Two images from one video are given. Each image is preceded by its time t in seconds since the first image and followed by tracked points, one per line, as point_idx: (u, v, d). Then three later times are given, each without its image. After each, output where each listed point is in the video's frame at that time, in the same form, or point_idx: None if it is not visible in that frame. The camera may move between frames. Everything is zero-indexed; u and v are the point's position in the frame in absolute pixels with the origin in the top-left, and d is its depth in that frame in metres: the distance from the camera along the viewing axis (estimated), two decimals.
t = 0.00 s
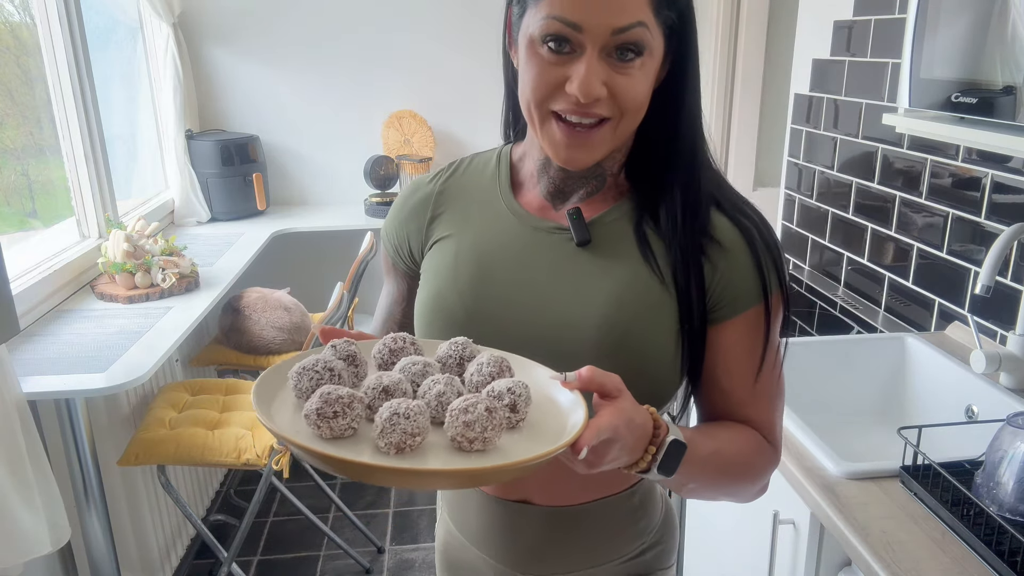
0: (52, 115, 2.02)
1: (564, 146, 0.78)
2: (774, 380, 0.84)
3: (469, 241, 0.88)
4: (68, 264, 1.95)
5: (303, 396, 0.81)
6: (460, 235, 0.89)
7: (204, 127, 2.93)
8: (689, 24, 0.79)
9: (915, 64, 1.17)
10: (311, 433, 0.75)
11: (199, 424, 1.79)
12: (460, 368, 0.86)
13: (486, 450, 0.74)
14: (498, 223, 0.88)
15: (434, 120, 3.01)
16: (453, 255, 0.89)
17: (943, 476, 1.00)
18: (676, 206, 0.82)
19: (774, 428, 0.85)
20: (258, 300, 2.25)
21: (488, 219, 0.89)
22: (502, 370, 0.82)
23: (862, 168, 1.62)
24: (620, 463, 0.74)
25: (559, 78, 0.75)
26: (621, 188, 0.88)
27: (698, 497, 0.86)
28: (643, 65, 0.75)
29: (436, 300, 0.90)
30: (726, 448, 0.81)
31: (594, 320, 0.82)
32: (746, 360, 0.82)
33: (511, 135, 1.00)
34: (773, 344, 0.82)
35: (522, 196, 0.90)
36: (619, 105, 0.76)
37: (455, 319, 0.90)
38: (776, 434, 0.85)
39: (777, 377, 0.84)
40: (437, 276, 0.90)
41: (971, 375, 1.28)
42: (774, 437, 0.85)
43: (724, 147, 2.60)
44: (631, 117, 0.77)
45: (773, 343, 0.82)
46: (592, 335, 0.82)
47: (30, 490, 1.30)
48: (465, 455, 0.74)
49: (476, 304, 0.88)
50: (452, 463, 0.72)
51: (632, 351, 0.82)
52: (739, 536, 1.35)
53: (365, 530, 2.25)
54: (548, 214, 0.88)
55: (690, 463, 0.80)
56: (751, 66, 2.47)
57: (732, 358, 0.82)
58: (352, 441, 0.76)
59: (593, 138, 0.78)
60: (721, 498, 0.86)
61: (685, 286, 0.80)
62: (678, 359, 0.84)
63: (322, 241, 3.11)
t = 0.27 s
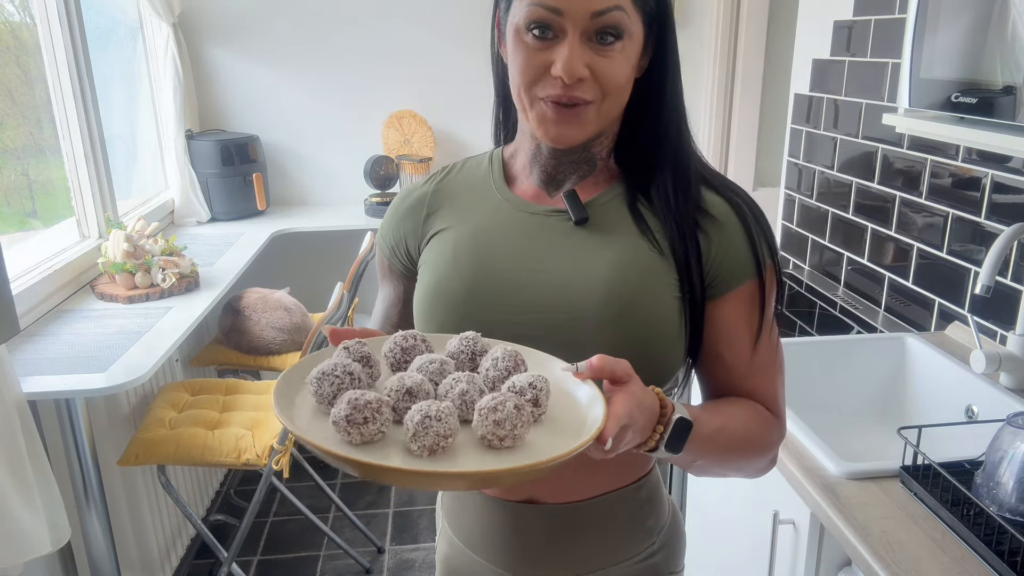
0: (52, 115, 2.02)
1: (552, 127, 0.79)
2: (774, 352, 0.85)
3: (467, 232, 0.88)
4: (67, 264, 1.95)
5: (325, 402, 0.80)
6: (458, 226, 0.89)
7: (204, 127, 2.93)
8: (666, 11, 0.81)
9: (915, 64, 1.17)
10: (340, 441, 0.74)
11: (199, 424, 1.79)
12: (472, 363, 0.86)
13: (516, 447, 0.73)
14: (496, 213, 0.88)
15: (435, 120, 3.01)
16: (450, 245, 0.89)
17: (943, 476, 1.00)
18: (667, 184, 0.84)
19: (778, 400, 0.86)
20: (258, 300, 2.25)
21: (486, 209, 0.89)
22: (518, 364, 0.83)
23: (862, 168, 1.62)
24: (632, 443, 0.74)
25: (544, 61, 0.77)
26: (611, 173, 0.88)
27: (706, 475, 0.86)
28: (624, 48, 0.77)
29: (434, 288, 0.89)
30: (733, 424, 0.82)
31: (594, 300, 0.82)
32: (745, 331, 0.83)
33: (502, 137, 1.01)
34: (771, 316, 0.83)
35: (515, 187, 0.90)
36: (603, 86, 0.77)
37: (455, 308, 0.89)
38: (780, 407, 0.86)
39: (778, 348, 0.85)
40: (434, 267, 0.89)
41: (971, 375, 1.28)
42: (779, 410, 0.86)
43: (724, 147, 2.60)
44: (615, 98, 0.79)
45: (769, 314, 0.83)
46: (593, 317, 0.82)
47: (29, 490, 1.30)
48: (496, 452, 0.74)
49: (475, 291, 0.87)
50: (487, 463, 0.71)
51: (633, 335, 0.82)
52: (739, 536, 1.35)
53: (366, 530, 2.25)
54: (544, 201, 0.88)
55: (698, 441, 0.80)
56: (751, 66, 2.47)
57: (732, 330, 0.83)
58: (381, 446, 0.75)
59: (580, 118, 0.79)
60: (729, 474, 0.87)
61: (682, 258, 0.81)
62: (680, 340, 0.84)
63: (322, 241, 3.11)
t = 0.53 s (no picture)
0: (52, 115, 2.02)
1: (550, 123, 0.79)
2: (781, 351, 0.85)
3: (470, 234, 0.88)
4: (67, 264, 1.95)
5: (324, 426, 0.80)
6: (461, 229, 0.89)
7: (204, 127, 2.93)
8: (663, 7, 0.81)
9: (915, 64, 1.17)
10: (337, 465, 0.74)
11: (199, 424, 1.79)
12: (471, 377, 0.87)
13: (513, 466, 0.74)
14: (499, 216, 0.88)
15: (434, 120, 3.01)
16: (453, 247, 0.88)
17: (943, 476, 1.00)
18: (671, 181, 0.84)
19: (785, 401, 0.86)
20: (258, 301, 2.25)
21: (489, 212, 0.89)
22: (515, 379, 0.84)
23: (862, 168, 1.62)
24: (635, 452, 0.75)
25: (539, 56, 0.77)
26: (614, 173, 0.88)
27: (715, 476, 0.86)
28: (619, 41, 0.77)
29: (439, 288, 0.88)
30: (739, 426, 0.82)
31: (598, 299, 0.81)
32: (751, 331, 0.82)
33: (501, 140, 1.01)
34: (776, 314, 0.83)
35: (517, 189, 0.90)
36: (599, 79, 0.77)
37: (459, 310, 0.89)
38: (787, 407, 0.86)
39: (784, 347, 0.85)
40: (438, 269, 0.89)
41: (971, 375, 1.28)
42: (786, 410, 0.86)
43: (725, 146, 2.60)
44: (612, 93, 0.78)
45: (775, 313, 0.83)
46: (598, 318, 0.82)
47: (29, 490, 1.30)
48: (494, 473, 0.74)
49: (479, 293, 0.87)
50: (485, 484, 0.72)
51: (638, 336, 0.82)
52: (739, 536, 1.35)
53: (366, 530, 2.25)
54: (546, 202, 0.88)
55: (703, 445, 0.80)
56: (751, 66, 2.47)
57: (738, 330, 0.82)
58: (379, 469, 0.75)
59: (577, 113, 0.79)
60: (737, 475, 0.87)
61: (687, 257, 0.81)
62: (687, 338, 0.84)
63: (322, 241, 3.11)
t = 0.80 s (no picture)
0: (52, 115, 2.02)
1: (551, 120, 0.79)
2: (792, 353, 0.85)
3: (478, 240, 0.88)
4: (67, 264, 1.95)
5: (336, 443, 0.79)
6: (468, 235, 0.89)
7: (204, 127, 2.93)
8: None
9: (915, 64, 1.17)
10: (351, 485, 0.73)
11: (199, 424, 1.79)
12: (481, 386, 0.87)
13: (531, 482, 0.74)
14: (507, 220, 0.88)
15: (434, 120, 3.01)
16: (461, 252, 0.88)
17: (943, 476, 1.00)
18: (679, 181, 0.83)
19: (797, 403, 0.86)
20: (258, 301, 2.25)
21: (497, 217, 0.89)
22: (528, 389, 0.84)
23: (862, 168, 1.62)
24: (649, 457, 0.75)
25: (536, 54, 0.77)
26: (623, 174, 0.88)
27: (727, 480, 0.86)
28: (617, 35, 0.77)
29: (447, 293, 0.89)
30: (751, 429, 0.82)
31: (608, 303, 0.81)
32: (762, 333, 0.82)
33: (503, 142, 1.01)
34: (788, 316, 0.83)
35: (524, 193, 0.90)
36: (599, 75, 0.76)
37: (467, 314, 0.89)
38: (798, 410, 0.86)
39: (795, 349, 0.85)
40: (447, 274, 0.89)
41: (971, 375, 1.28)
42: (797, 413, 0.86)
43: (724, 146, 2.60)
44: (613, 88, 0.78)
45: (786, 314, 0.83)
46: (607, 321, 0.82)
47: (29, 490, 1.30)
48: (511, 489, 0.74)
49: (488, 296, 0.87)
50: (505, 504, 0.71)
51: (647, 339, 0.82)
52: (739, 536, 1.35)
53: (366, 530, 2.25)
54: (554, 205, 0.88)
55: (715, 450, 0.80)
56: (751, 66, 2.47)
57: (749, 332, 0.82)
58: (394, 488, 0.75)
59: (578, 109, 0.79)
60: (749, 479, 0.87)
61: (698, 259, 0.81)
62: (700, 337, 0.84)
63: (322, 241, 3.11)
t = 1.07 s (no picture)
0: (52, 115, 2.02)
1: (549, 123, 0.79)
2: (796, 358, 0.84)
3: (482, 241, 0.88)
4: (67, 264, 1.95)
5: (335, 451, 0.79)
6: (472, 236, 0.89)
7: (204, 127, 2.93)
8: None
9: (915, 64, 1.17)
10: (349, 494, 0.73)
11: (199, 424, 1.79)
12: (481, 392, 0.88)
13: (528, 492, 0.73)
14: (511, 222, 0.88)
15: (434, 120, 3.01)
16: (465, 254, 0.89)
17: (943, 476, 1.00)
18: (682, 183, 0.83)
19: (801, 408, 0.86)
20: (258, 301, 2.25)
21: (501, 219, 0.89)
22: (528, 398, 0.84)
23: (862, 168, 1.62)
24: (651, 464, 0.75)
25: (530, 58, 0.77)
26: (627, 177, 0.88)
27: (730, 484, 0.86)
28: (613, 34, 0.76)
29: (450, 295, 0.89)
30: (754, 434, 0.82)
31: (611, 306, 0.81)
32: (766, 338, 0.82)
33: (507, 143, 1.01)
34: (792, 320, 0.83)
35: (528, 195, 0.90)
36: (595, 75, 0.76)
37: (469, 317, 0.89)
38: (802, 414, 0.86)
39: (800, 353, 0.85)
40: (450, 275, 0.89)
41: (971, 375, 1.28)
42: (801, 417, 0.86)
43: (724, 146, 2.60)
44: (611, 87, 0.78)
45: (791, 320, 0.83)
46: (610, 325, 0.82)
47: (29, 490, 1.30)
48: (507, 499, 0.74)
49: (490, 298, 0.87)
50: (501, 514, 0.71)
51: (650, 343, 0.82)
52: (739, 536, 1.35)
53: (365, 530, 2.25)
54: (557, 207, 0.88)
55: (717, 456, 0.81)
56: (751, 66, 2.47)
57: (754, 337, 0.82)
58: (391, 497, 0.74)
59: (576, 110, 0.78)
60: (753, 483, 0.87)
61: (701, 263, 0.81)
62: (702, 341, 0.84)
63: (323, 242, 3.11)
